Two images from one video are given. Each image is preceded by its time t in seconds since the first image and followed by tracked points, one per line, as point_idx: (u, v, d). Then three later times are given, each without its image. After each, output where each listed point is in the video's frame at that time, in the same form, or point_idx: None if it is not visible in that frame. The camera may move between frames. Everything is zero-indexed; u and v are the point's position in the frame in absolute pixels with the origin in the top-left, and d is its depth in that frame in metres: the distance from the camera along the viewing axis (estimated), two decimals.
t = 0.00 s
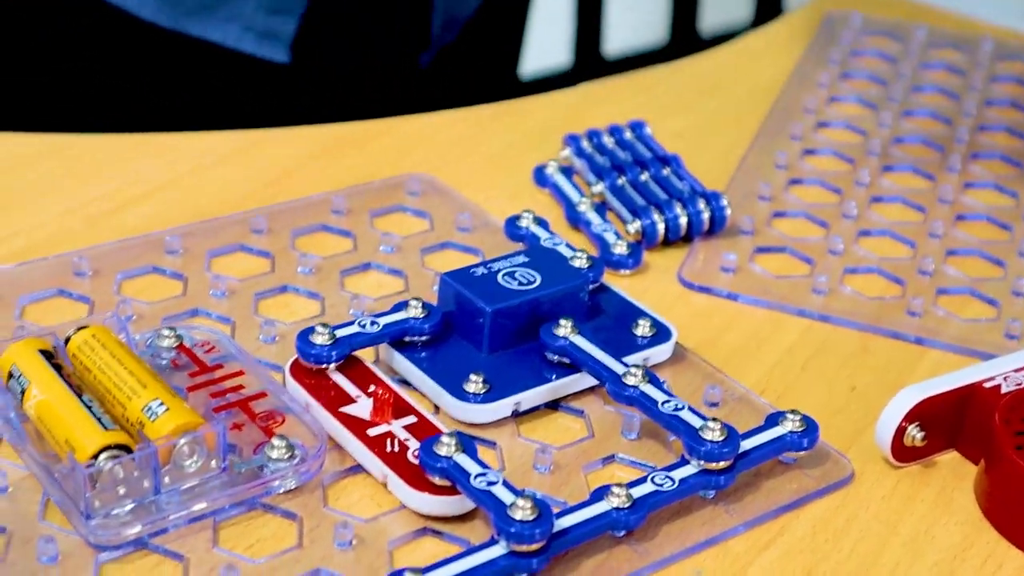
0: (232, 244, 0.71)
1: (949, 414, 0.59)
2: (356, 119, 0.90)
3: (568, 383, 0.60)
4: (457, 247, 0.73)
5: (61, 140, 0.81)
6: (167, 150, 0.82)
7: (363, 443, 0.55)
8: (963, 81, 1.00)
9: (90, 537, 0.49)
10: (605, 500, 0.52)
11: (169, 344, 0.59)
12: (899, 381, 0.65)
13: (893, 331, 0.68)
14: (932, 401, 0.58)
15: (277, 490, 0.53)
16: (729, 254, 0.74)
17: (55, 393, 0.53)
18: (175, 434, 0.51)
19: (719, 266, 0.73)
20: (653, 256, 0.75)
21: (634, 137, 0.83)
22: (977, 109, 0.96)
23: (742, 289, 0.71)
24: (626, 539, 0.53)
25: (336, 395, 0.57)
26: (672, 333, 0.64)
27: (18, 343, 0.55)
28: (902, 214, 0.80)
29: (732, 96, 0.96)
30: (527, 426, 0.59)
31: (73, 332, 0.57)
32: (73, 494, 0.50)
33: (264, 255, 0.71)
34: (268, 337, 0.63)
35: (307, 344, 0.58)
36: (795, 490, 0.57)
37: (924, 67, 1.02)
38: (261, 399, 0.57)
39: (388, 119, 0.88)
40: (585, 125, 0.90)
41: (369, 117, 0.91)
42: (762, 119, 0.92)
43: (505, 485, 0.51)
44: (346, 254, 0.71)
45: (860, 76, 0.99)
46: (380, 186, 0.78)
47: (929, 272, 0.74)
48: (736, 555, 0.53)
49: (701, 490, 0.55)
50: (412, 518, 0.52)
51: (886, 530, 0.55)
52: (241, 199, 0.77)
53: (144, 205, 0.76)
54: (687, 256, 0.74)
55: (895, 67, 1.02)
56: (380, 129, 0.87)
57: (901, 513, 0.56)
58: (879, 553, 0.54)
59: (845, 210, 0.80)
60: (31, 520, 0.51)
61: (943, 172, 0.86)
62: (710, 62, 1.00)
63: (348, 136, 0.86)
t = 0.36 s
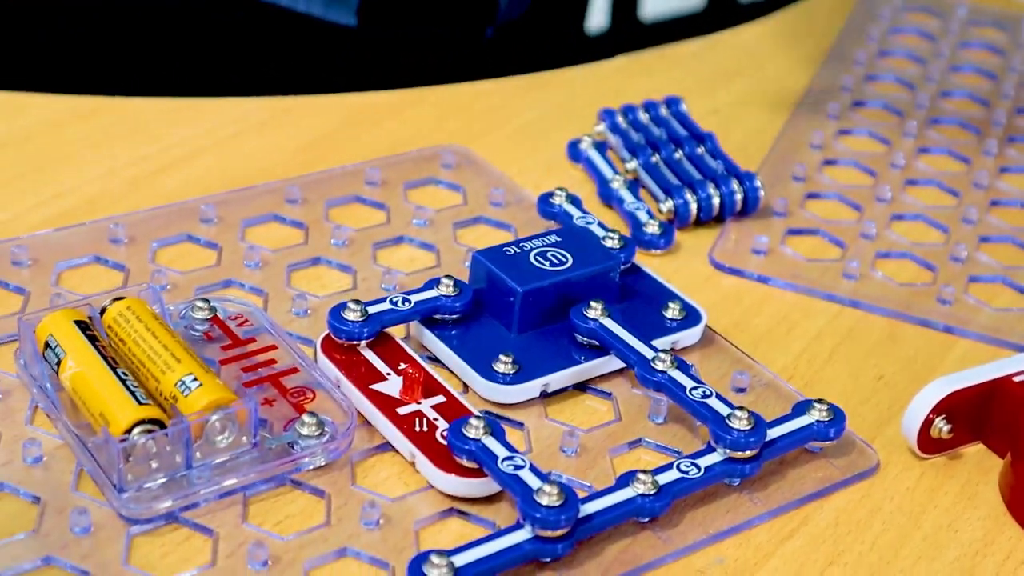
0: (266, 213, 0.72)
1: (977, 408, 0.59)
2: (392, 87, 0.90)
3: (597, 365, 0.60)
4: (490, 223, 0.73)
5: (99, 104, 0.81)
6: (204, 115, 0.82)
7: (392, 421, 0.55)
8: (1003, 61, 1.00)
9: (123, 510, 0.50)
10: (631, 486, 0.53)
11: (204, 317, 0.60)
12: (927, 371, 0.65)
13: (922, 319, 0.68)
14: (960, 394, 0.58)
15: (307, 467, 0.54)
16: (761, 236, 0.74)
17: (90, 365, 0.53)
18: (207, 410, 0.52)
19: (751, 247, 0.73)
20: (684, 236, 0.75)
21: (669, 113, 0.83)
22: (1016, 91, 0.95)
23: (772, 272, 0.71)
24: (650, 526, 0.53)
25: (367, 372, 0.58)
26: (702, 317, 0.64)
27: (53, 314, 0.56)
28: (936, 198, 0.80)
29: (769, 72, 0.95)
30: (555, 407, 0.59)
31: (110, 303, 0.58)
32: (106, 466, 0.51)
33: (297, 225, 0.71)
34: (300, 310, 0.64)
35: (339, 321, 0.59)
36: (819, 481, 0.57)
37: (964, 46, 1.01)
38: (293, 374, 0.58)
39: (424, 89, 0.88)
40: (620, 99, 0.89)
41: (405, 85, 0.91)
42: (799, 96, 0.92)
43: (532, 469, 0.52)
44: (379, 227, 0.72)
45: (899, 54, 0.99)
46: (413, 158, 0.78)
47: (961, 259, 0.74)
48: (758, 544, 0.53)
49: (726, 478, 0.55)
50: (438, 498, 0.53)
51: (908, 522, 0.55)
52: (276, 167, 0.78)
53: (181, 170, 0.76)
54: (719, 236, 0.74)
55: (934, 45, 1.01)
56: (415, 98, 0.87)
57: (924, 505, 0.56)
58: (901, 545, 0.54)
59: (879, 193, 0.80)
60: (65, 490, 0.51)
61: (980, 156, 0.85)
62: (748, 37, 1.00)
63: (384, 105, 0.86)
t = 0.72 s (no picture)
0: (272, 210, 0.72)
1: (969, 418, 0.60)
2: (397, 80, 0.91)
3: (595, 370, 0.61)
4: (492, 221, 0.74)
5: (108, 95, 0.82)
6: (211, 108, 0.82)
7: (393, 425, 0.56)
8: (1006, 57, 1.00)
9: (128, 513, 0.51)
10: (626, 495, 0.54)
11: (209, 318, 0.61)
12: (922, 377, 0.66)
13: (918, 324, 0.69)
14: (953, 405, 0.59)
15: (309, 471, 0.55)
16: (761, 238, 0.75)
17: (96, 368, 0.54)
18: (211, 416, 0.53)
19: (750, 249, 0.74)
20: (685, 236, 0.75)
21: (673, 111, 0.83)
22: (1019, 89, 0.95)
23: (771, 275, 0.72)
24: (645, 533, 0.54)
25: (369, 375, 0.59)
26: (700, 321, 0.65)
27: (59, 316, 0.57)
28: (936, 199, 0.81)
29: (773, 68, 0.96)
30: (553, 411, 0.60)
31: (116, 304, 0.59)
32: (111, 469, 0.52)
33: (301, 222, 0.72)
34: (303, 310, 0.64)
35: (341, 324, 0.60)
36: (813, 488, 0.58)
37: (968, 41, 1.01)
38: (296, 377, 0.59)
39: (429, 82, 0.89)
40: (624, 95, 0.90)
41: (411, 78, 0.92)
42: (802, 93, 0.92)
43: (529, 479, 0.53)
44: (383, 225, 0.72)
45: (904, 49, 0.99)
46: (417, 155, 0.79)
47: (958, 262, 0.74)
48: (751, 552, 0.54)
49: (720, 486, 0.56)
50: (438, 503, 0.54)
51: (899, 531, 0.56)
52: (281, 161, 0.78)
53: (188, 163, 0.77)
54: (719, 238, 0.75)
55: (938, 40, 1.01)
56: (420, 91, 0.87)
57: (916, 514, 0.57)
58: (891, 555, 0.55)
59: (879, 194, 0.80)
60: (71, 492, 0.52)
61: (980, 156, 0.86)
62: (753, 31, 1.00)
63: (389, 98, 0.86)
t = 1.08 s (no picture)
0: (272, 191, 0.73)
1: (961, 410, 0.60)
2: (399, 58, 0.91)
3: (590, 357, 0.62)
4: (491, 204, 0.74)
5: (110, 71, 0.82)
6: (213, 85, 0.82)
7: (388, 411, 0.57)
8: (1011, 40, 1.00)
9: (123, 497, 0.52)
10: (618, 484, 0.54)
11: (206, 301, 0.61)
12: (916, 367, 0.66)
13: (914, 313, 0.69)
14: (945, 397, 0.59)
15: (304, 456, 0.55)
16: (759, 224, 0.75)
17: (94, 352, 0.54)
18: (207, 401, 0.53)
19: (749, 235, 0.74)
20: (684, 220, 0.75)
21: (675, 95, 0.83)
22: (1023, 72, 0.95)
23: (769, 261, 0.72)
24: (636, 522, 0.55)
25: (365, 361, 0.59)
26: (697, 309, 0.65)
27: (57, 299, 0.57)
28: (936, 186, 0.81)
29: (777, 49, 0.95)
30: (548, 397, 0.61)
31: (114, 287, 0.59)
32: (108, 453, 0.53)
33: (301, 203, 0.72)
34: (301, 293, 0.65)
35: (338, 309, 0.60)
36: (804, 479, 0.58)
37: (973, 24, 1.01)
38: (292, 361, 0.59)
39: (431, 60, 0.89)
40: (626, 75, 0.90)
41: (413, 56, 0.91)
42: (805, 76, 0.92)
43: (522, 468, 0.53)
44: (382, 207, 0.73)
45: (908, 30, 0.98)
46: (418, 136, 0.79)
47: (956, 251, 0.74)
48: (741, 542, 0.55)
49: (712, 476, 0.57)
50: (431, 490, 0.54)
51: (888, 523, 0.57)
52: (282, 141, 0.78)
53: (189, 142, 0.77)
54: (717, 223, 0.75)
55: (942, 22, 1.01)
56: (421, 68, 0.87)
57: (906, 505, 0.58)
58: (881, 546, 0.55)
59: (879, 179, 0.80)
60: (68, 474, 0.53)
61: (982, 142, 0.86)
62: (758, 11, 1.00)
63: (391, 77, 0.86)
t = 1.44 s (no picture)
0: (267, 165, 0.72)
1: (954, 393, 0.60)
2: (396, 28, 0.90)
3: (584, 337, 0.62)
4: (487, 179, 0.74)
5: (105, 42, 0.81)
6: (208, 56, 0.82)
7: (382, 392, 0.57)
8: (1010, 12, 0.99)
9: (117, 478, 0.52)
10: (611, 468, 0.54)
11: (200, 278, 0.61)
12: (911, 348, 0.66)
13: (909, 293, 0.69)
14: (938, 381, 0.59)
15: (297, 437, 0.55)
16: (756, 201, 0.74)
17: (86, 333, 0.54)
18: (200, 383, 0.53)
19: (745, 212, 0.74)
20: (680, 197, 0.75)
21: (672, 69, 0.82)
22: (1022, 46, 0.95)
23: (765, 239, 0.72)
24: (629, 505, 0.55)
25: (359, 340, 0.59)
26: (691, 288, 0.65)
27: (50, 278, 0.57)
28: (934, 162, 0.81)
29: (775, 23, 0.95)
30: (542, 378, 0.61)
31: (107, 266, 0.59)
32: (101, 433, 0.53)
33: (295, 178, 0.72)
34: (295, 270, 0.64)
35: (333, 288, 0.60)
36: (797, 462, 0.58)
37: None
38: (286, 340, 0.59)
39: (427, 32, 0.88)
40: (623, 48, 0.89)
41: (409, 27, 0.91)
42: (803, 50, 0.91)
43: (515, 452, 0.53)
44: (378, 182, 0.72)
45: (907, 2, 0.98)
46: (414, 110, 0.79)
47: (953, 229, 0.74)
48: (734, 526, 0.55)
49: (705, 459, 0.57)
50: (425, 472, 0.55)
51: (881, 507, 0.57)
52: (277, 114, 0.78)
53: (184, 114, 0.76)
54: (714, 200, 0.75)
55: None
56: (418, 41, 0.86)
57: (899, 489, 0.58)
58: (873, 530, 0.55)
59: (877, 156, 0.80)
60: (61, 455, 0.53)
61: (981, 117, 0.86)
62: None
63: (387, 49, 0.86)
